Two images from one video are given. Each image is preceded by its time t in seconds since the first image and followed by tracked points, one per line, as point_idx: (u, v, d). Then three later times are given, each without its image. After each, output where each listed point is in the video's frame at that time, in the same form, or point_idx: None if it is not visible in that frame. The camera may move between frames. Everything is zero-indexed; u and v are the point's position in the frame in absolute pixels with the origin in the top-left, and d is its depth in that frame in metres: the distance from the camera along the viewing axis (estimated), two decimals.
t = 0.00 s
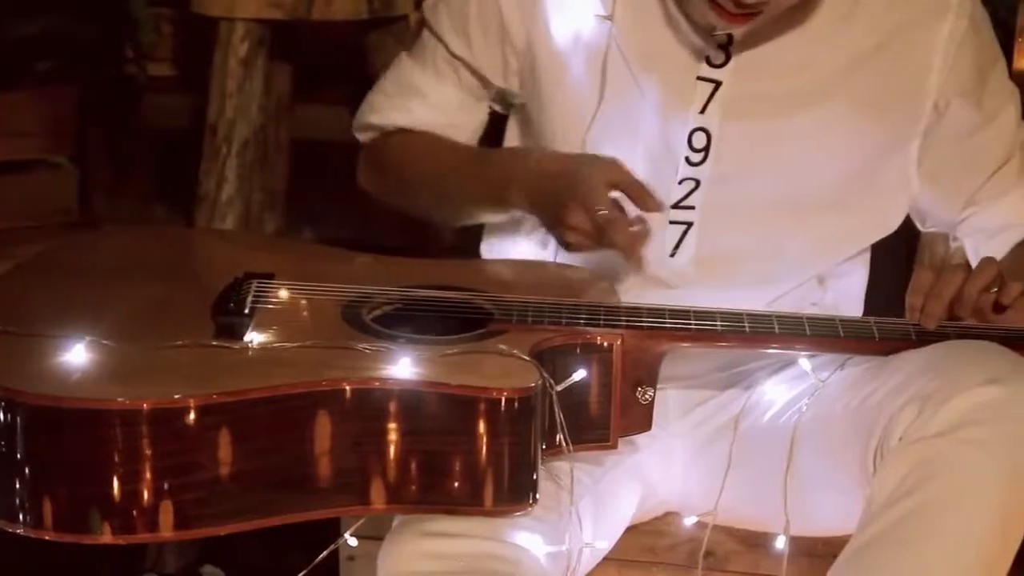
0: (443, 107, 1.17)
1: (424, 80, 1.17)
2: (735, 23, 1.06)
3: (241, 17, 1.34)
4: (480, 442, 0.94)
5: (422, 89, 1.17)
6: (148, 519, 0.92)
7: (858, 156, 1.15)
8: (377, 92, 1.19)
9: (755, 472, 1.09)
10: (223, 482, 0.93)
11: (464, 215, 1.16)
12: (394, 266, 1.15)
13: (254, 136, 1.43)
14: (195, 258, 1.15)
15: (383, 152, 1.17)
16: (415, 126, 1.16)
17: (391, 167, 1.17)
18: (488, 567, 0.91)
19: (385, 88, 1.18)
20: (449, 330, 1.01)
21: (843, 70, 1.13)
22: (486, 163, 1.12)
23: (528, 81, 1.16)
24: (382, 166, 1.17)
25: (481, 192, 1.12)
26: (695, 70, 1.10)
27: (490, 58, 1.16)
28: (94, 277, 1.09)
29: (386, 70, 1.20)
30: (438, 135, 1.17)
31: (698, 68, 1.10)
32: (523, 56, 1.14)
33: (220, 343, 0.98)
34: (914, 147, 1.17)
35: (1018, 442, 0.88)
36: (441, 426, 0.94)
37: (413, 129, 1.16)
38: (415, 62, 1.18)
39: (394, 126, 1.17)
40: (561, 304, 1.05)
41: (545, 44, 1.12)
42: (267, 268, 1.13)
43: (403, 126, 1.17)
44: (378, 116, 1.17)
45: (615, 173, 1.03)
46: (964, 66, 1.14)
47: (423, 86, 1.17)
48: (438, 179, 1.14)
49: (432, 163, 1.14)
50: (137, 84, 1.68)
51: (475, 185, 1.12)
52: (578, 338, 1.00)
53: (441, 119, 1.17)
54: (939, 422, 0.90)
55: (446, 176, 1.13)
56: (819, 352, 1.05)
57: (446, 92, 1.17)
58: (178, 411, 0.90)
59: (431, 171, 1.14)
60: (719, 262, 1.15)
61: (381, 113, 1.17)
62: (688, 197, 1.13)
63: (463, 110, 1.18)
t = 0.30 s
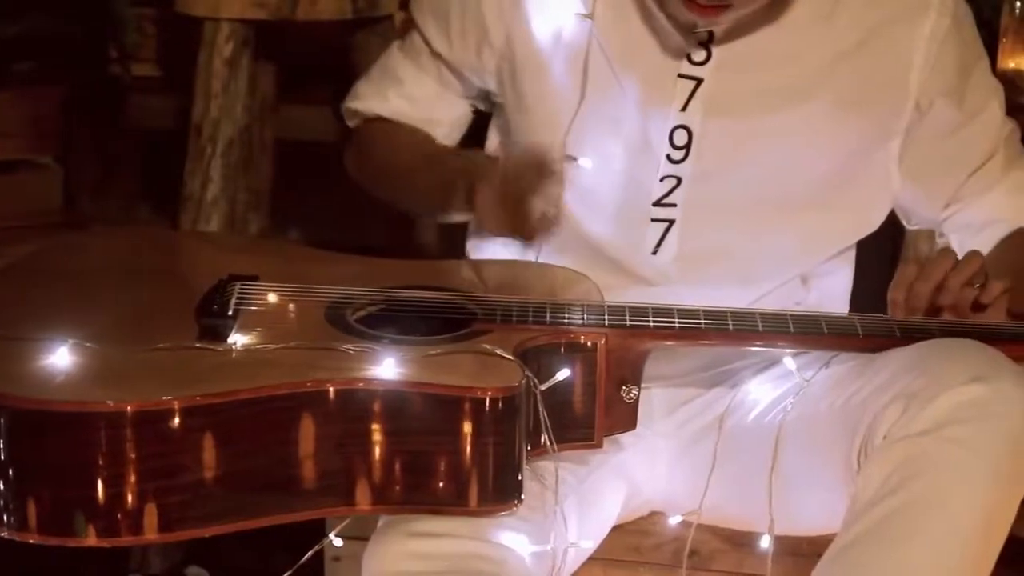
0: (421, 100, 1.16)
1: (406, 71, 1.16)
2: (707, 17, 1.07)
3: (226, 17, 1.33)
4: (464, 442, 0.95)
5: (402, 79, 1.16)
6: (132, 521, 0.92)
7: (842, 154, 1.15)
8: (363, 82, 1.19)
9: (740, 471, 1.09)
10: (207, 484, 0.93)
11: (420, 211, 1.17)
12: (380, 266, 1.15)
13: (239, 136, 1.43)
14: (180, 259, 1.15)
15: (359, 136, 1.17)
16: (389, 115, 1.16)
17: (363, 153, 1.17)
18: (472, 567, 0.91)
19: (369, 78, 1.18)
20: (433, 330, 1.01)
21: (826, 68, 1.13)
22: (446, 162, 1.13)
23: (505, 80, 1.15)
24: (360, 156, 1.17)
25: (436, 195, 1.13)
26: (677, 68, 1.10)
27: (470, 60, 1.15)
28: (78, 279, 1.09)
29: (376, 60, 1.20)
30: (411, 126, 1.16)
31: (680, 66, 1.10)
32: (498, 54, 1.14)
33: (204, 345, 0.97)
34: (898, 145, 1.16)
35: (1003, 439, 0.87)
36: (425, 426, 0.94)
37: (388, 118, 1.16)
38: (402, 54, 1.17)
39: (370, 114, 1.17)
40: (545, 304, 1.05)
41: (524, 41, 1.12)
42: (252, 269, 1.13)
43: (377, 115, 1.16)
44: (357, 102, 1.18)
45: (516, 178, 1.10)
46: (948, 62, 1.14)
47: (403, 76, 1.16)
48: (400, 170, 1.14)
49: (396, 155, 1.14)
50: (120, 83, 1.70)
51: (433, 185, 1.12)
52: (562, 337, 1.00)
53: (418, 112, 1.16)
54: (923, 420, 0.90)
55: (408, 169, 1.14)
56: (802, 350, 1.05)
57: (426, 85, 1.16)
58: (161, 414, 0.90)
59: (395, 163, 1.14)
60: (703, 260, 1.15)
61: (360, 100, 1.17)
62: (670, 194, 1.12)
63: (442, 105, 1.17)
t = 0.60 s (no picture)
0: (393, 93, 1.17)
1: (379, 66, 1.17)
2: (701, 18, 1.08)
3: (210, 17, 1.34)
4: (448, 443, 0.94)
5: (374, 75, 1.17)
6: (116, 523, 0.92)
7: (828, 151, 1.15)
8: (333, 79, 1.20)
9: (724, 470, 1.09)
10: (190, 485, 0.93)
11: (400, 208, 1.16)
12: (366, 267, 1.15)
13: (223, 136, 1.43)
14: (165, 260, 1.15)
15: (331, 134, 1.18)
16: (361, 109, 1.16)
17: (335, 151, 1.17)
18: (456, 568, 0.91)
19: (340, 74, 1.19)
20: (417, 331, 1.01)
21: (811, 67, 1.13)
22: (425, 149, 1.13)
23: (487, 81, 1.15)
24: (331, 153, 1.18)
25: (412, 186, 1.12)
26: (660, 67, 1.10)
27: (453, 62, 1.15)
28: (61, 281, 1.09)
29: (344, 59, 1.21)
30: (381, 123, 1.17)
31: (664, 65, 1.10)
32: (482, 54, 1.14)
33: (188, 347, 0.97)
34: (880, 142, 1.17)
35: (988, 437, 0.87)
36: (409, 426, 0.94)
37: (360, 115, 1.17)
38: (375, 50, 1.19)
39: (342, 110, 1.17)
40: (529, 305, 1.05)
41: (509, 42, 1.12)
42: (236, 269, 1.12)
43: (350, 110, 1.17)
44: (329, 98, 1.18)
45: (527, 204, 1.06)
46: (931, 60, 1.15)
47: (377, 72, 1.17)
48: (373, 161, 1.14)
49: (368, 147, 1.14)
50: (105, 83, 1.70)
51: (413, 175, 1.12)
52: (546, 338, 1.00)
53: (388, 108, 1.17)
54: (907, 419, 0.90)
55: (383, 158, 1.14)
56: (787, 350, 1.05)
57: (398, 80, 1.17)
58: (144, 415, 0.89)
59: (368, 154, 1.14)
60: (689, 258, 1.15)
61: (331, 95, 1.18)
62: (654, 193, 1.12)
63: (415, 99, 1.18)
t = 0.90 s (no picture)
0: (364, 92, 1.11)
1: (350, 66, 1.12)
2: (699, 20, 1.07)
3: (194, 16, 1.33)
4: (434, 443, 0.94)
5: (345, 74, 1.12)
6: (102, 523, 0.91)
7: (816, 150, 1.15)
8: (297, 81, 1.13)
9: (710, 470, 1.10)
10: (176, 485, 0.92)
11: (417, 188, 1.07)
12: (354, 267, 1.15)
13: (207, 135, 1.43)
14: (151, 260, 1.14)
15: (294, 135, 1.11)
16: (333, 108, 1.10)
17: (305, 151, 1.09)
18: (443, 568, 0.91)
19: (307, 76, 1.13)
20: (403, 331, 1.01)
21: (799, 66, 1.13)
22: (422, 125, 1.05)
23: (475, 82, 1.14)
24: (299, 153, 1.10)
25: (413, 157, 1.04)
26: (650, 67, 1.10)
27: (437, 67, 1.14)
28: (47, 280, 1.08)
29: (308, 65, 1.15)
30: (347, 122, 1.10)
31: (655, 66, 1.10)
32: (472, 56, 1.13)
33: (173, 346, 0.97)
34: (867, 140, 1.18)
35: (972, 436, 0.88)
36: (395, 427, 0.94)
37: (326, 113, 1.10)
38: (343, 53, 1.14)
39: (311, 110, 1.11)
40: (515, 305, 1.05)
41: (501, 44, 1.12)
42: (222, 269, 1.12)
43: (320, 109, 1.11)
44: (295, 96, 1.12)
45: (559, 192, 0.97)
46: (918, 58, 1.16)
47: (347, 71, 1.12)
48: (357, 144, 1.06)
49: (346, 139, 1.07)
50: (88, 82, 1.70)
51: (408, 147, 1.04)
52: (532, 338, 1.00)
53: (356, 107, 1.11)
54: (892, 419, 0.90)
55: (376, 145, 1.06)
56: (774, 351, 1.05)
57: (371, 80, 1.12)
58: (129, 415, 0.89)
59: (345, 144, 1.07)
60: (679, 259, 1.15)
61: (297, 94, 1.12)
62: (644, 196, 1.12)
63: (387, 101, 1.12)
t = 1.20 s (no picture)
0: (372, 117, 1.10)
1: (359, 90, 1.11)
2: (687, 26, 1.08)
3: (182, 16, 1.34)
4: (422, 442, 0.94)
5: (354, 100, 1.11)
6: (89, 523, 0.91)
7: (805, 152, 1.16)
8: (307, 106, 1.12)
9: (697, 471, 1.09)
10: (164, 485, 0.92)
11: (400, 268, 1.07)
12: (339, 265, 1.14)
13: (195, 136, 1.43)
14: (140, 260, 1.14)
15: (300, 175, 1.10)
16: (342, 138, 1.10)
17: (319, 195, 1.08)
18: (431, 567, 0.91)
19: (315, 102, 1.12)
20: (392, 331, 1.01)
21: (788, 67, 1.14)
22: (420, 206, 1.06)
23: (465, 84, 1.14)
24: (308, 198, 1.08)
25: (400, 233, 1.05)
26: (640, 71, 1.12)
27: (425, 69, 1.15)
28: (35, 281, 1.08)
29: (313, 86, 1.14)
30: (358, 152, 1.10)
31: (644, 69, 1.11)
32: (465, 58, 1.13)
33: (161, 346, 0.97)
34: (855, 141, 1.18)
35: (960, 437, 0.88)
36: (383, 427, 0.94)
37: (338, 142, 1.10)
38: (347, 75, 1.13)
39: (321, 140, 1.10)
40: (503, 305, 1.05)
41: (495, 47, 1.12)
42: (210, 269, 1.12)
43: (330, 138, 1.10)
44: (304, 124, 1.11)
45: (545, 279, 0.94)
46: (906, 59, 1.17)
47: (357, 96, 1.11)
48: (354, 203, 1.06)
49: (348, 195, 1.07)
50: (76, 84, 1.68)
51: (409, 231, 1.04)
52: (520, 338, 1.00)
53: (366, 133, 1.10)
54: (880, 419, 0.90)
55: (382, 222, 1.06)
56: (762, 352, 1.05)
57: (382, 105, 1.11)
58: (116, 415, 0.89)
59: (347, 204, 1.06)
60: (670, 262, 1.15)
61: (307, 121, 1.11)
62: (634, 199, 1.13)
63: (397, 125, 1.12)
